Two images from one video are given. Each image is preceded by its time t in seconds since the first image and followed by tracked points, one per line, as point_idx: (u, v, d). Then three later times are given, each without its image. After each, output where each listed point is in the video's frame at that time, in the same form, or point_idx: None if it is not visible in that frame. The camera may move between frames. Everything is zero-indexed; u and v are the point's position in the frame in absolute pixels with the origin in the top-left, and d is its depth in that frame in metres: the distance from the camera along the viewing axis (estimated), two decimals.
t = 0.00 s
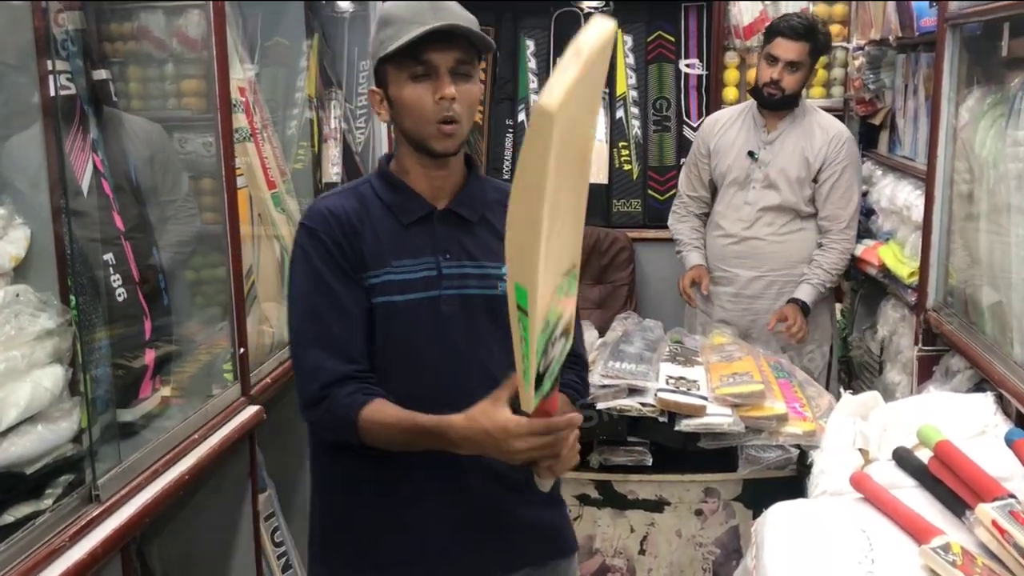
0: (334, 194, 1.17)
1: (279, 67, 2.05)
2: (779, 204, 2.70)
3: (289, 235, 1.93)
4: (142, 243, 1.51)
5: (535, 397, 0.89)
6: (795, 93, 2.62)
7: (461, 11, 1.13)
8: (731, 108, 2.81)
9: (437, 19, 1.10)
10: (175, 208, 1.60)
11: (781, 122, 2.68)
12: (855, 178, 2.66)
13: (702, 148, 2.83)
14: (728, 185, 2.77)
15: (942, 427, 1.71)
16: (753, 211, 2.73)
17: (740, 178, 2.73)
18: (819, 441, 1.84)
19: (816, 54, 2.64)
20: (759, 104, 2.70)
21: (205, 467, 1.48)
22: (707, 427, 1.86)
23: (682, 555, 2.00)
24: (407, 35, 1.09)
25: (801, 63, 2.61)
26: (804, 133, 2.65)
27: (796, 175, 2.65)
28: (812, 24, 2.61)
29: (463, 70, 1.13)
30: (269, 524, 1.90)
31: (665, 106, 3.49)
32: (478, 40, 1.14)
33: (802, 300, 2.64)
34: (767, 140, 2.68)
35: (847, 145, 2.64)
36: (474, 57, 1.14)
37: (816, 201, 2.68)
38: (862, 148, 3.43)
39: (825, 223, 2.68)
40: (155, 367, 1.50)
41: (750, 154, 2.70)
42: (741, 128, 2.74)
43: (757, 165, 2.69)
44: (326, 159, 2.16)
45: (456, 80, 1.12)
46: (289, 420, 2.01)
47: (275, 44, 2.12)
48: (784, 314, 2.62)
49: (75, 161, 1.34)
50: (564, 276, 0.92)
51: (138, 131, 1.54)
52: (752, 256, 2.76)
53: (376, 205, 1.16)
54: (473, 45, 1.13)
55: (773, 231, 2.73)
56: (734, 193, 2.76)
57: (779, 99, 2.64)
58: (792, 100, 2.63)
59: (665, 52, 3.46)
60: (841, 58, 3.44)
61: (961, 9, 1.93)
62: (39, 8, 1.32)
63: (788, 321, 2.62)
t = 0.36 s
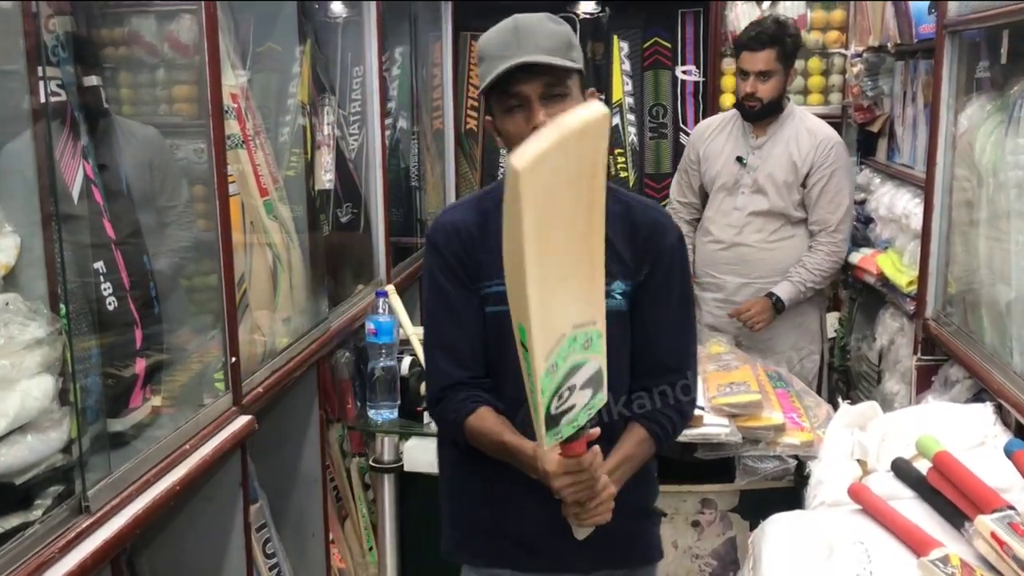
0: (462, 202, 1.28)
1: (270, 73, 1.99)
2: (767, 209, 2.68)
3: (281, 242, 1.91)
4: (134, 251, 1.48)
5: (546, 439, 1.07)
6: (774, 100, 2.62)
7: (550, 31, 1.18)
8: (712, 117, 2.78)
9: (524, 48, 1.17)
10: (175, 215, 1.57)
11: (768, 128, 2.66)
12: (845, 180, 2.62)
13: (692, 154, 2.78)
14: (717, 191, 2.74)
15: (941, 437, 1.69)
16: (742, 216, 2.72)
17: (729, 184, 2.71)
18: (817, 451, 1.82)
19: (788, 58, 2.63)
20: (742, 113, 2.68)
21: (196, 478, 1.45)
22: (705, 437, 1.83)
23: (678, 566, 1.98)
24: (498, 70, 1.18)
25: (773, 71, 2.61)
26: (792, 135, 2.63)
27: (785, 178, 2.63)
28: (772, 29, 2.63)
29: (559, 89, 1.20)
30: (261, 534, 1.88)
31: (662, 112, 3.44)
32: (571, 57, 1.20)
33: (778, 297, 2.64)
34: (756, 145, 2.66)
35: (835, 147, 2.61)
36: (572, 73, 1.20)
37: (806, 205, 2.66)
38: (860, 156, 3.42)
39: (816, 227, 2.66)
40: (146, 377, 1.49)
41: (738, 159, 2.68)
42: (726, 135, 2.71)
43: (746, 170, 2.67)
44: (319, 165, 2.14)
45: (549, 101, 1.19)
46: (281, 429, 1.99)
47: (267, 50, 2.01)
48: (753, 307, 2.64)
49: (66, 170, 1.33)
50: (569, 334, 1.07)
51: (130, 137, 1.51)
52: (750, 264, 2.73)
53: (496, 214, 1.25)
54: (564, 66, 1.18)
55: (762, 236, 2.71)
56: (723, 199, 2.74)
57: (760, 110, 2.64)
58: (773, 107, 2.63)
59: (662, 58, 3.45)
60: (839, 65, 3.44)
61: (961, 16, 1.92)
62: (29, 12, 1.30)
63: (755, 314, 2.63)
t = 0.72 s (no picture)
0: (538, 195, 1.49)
1: (261, 78, 1.92)
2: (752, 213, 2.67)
3: (273, 247, 1.90)
4: (125, 254, 1.46)
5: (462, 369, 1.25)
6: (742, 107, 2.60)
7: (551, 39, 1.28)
8: (688, 125, 2.83)
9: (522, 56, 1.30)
10: (182, 222, 1.55)
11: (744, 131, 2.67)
12: (828, 176, 2.63)
13: (669, 164, 2.83)
14: (701, 198, 2.76)
15: (938, 446, 1.69)
16: (729, 221, 2.69)
17: (712, 189, 2.73)
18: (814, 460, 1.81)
19: (749, 62, 2.57)
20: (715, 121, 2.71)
21: (186, 484, 1.43)
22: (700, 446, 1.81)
23: None
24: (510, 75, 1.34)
25: (735, 80, 2.57)
26: (770, 136, 2.63)
27: (767, 180, 2.63)
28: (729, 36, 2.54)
29: (536, 96, 1.28)
30: (251, 543, 1.86)
31: (657, 118, 3.47)
32: (552, 62, 1.27)
33: (769, 304, 2.63)
34: (735, 149, 2.67)
35: (815, 143, 2.61)
36: (547, 77, 1.27)
37: (792, 205, 2.66)
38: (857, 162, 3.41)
39: (803, 224, 2.66)
40: (137, 382, 1.46)
41: (720, 165, 2.70)
42: (705, 143, 2.76)
43: (728, 174, 2.68)
44: (312, 170, 2.12)
45: (529, 108, 1.29)
46: (272, 435, 1.97)
47: (259, 53, 1.92)
48: (741, 314, 2.65)
49: (56, 171, 1.33)
50: (467, 258, 1.20)
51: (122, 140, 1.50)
52: (746, 270, 2.70)
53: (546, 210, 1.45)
54: (525, 71, 1.26)
55: (752, 242, 2.69)
56: (708, 205, 2.75)
57: (731, 118, 2.62)
58: (743, 114, 2.62)
59: (657, 63, 3.44)
60: (836, 71, 3.43)
61: (957, 21, 1.92)
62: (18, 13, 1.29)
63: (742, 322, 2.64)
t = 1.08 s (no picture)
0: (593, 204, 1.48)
1: (257, 80, 1.92)
2: (742, 216, 2.65)
3: (268, 250, 1.89)
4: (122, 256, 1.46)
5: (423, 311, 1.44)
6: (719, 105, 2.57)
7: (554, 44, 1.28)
8: (662, 133, 2.77)
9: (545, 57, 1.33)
10: (178, 224, 1.54)
11: (726, 132, 2.65)
12: (814, 167, 2.64)
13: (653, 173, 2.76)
14: (689, 205, 2.71)
15: (939, 452, 1.67)
16: (722, 225, 2.67)
17: (700, 195, 2.68)
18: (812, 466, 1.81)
19: (720, 60, 2.54)
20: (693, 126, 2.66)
21: (182, 488, 1.42)
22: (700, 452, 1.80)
23: None
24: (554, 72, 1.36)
25: (707, 80, 2.54)
26: (754, 138, 2.63)
27: (757, 180, 2.63)
28: (693, 36, 2.52)
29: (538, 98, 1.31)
30: (247, 548, 1.85)
31: (656, 122, 3.47)
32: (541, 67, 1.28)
33: (779, 290, 2.61)
34: (720, 152, 2.64)
35: (799, 139, 2.63)
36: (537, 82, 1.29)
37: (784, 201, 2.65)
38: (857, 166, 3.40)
39: (798, 218, 2.65)
40: (133, 386, 1.45)
41: (706, 169, 2.66)
42: (684, 149, 2.71)
43: (716, 178, 2.65)
44: (307, 173, 2.11)
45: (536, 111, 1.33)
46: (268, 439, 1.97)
47: (253, 56, 1.90)
48: (753, 295, 2.61)
49: (54, 175, 1.28)
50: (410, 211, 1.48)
51: (119, 142, 1.47)
52: (745, 273, 2.68)
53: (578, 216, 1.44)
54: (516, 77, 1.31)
55: (749, 246, 2.67)
56: (697, 211, 2.70)
57: (710, 118, 2.59)
58: (721, 112, 2.59)
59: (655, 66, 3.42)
60: (836, 74, 3.45)
61: (958, 26, 1.92)
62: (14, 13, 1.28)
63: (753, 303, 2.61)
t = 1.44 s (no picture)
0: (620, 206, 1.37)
1: (256, 81, 1.90)
2: (736, 217, 2.62)
3: (268, 251, 1.88)
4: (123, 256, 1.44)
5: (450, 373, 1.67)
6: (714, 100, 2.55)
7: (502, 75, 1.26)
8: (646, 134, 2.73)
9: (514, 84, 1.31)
10: (178, 226, 1.53)
11: (718, 132, 2.64)
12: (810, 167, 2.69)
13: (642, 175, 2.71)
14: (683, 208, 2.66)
15: (943, 455, 1.67)
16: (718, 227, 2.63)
17: (693, 197, 2.65)
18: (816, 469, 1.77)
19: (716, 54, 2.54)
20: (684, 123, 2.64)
21: (183, 490, 1.41)
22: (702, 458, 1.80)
23: None
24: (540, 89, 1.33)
25: (703, 71, 2.53)
26: (745, 138, 2.62)
27: (752, 181, 2.61)
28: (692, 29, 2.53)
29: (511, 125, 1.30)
30: (246, 551, 1.85)
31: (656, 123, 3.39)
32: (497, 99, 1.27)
33: (802, 280, 2.62)
34: (712, 152, 2.62)
35: (788, 137, 2.65)
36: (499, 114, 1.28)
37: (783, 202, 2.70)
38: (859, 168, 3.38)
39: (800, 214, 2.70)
40: (134, 387, 1.43)
41: (699, 169, 2.63)
42: (672, 148, 2.67)
43: (710, 178, 2.62)
44: (306, 175, 2.10)
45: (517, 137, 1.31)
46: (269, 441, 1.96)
47: (252, 57, 1.90)
48: (781, 288, 2.58)
49: (55, 174, 1.28)
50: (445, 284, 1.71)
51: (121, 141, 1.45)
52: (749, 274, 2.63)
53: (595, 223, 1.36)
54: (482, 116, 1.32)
55: (746, 247, 2.63)
56: (692, 213, 2.65)
57: (704, 112, 2.57)
58: (715, 107, 2.58)
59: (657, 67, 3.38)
60: (839, 76, 3.44)
61: (964, 27, 1.90)
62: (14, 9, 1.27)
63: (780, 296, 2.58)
